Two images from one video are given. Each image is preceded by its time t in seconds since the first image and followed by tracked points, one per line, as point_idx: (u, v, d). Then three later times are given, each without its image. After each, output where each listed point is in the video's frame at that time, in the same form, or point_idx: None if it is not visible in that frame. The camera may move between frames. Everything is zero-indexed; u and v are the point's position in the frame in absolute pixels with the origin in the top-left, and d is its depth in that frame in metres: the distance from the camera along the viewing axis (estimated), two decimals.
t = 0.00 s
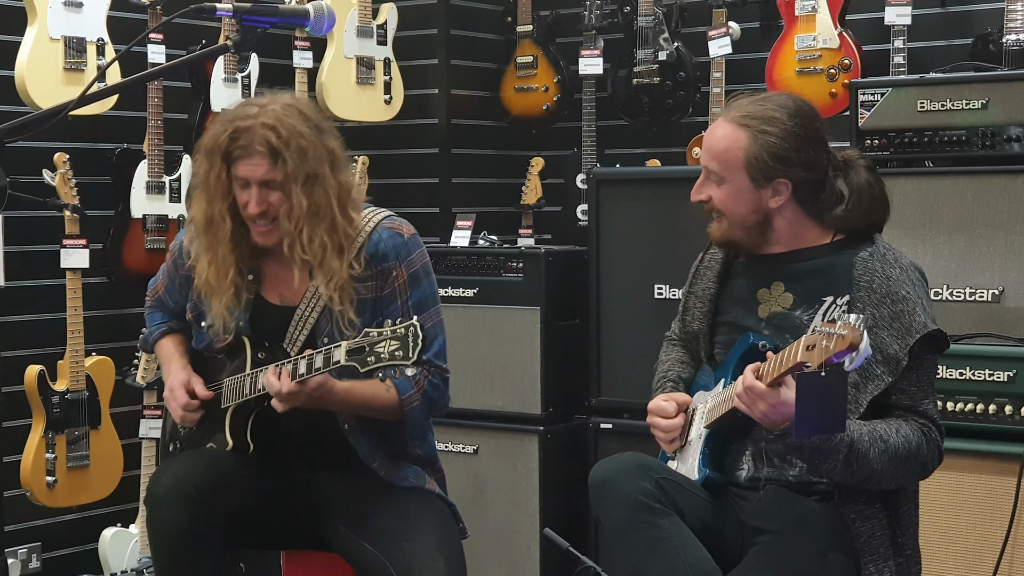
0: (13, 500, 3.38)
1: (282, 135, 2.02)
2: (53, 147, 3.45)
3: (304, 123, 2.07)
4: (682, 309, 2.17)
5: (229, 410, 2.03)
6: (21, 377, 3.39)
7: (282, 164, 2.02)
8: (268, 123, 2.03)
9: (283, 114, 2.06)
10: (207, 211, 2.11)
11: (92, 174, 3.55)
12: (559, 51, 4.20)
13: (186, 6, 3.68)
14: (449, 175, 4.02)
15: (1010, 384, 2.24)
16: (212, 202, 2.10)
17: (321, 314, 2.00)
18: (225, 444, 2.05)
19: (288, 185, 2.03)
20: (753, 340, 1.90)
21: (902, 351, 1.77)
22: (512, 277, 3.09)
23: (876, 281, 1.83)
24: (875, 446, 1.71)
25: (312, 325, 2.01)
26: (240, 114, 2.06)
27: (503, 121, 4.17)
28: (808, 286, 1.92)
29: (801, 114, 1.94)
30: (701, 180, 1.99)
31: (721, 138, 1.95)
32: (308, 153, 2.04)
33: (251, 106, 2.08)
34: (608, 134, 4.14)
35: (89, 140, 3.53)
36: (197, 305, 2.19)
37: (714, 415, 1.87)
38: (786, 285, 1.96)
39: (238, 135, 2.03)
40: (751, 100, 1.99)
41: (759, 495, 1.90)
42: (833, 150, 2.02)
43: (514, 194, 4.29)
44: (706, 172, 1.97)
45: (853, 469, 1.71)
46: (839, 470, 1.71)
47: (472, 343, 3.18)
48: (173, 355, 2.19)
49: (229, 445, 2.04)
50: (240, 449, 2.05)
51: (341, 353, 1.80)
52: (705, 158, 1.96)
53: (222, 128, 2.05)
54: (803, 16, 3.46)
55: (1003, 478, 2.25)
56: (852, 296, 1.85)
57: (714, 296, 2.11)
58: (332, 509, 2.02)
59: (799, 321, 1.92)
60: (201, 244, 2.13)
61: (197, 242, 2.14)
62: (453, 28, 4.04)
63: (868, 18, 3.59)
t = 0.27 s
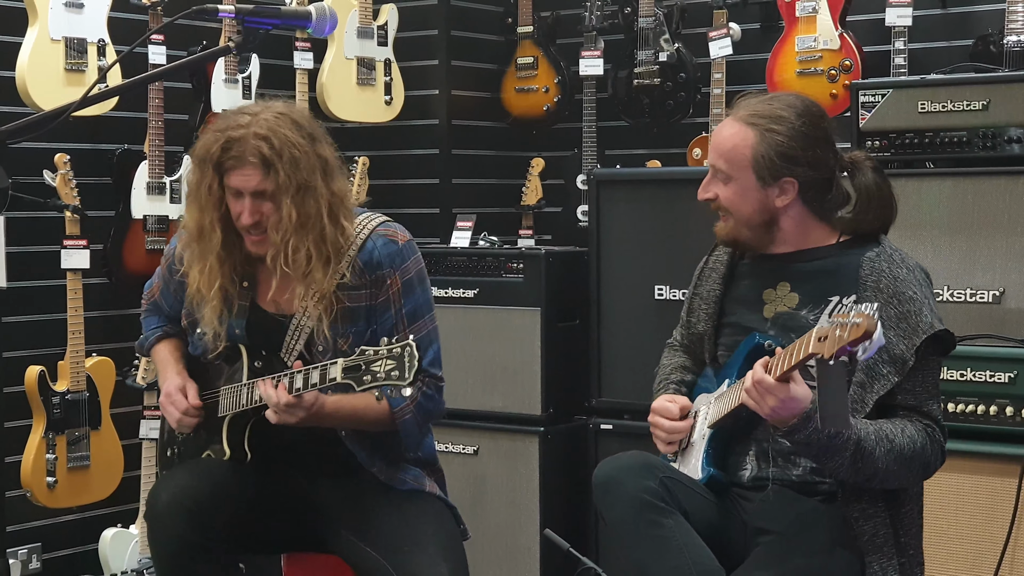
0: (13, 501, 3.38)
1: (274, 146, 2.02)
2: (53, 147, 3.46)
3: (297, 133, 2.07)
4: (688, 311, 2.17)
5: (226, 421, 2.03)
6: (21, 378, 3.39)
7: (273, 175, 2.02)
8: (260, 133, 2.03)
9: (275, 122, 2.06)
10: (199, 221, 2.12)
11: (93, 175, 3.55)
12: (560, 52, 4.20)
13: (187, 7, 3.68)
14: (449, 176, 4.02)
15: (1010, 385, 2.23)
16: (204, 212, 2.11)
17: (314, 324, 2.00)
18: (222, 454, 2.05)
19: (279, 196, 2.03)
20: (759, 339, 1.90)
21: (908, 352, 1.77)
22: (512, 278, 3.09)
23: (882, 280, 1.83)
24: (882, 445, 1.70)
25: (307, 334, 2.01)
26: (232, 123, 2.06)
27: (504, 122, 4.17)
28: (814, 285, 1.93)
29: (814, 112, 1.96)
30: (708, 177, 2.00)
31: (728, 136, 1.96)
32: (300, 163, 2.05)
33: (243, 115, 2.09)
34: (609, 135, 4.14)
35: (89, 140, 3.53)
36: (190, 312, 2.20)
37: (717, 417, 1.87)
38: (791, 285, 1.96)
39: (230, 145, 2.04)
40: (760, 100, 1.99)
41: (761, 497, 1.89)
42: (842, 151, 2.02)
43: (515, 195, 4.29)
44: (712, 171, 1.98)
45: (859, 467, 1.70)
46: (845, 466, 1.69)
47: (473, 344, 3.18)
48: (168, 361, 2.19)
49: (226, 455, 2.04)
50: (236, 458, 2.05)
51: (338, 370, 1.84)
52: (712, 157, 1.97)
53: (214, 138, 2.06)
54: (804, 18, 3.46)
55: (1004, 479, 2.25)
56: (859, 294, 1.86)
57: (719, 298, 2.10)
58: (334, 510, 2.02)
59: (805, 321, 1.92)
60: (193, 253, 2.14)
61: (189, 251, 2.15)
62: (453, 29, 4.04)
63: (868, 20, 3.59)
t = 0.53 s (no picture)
0: (13, 501, 3.38)
1: (268, 154, 2.02)
2: (54, 148, 3.45)
3: (289, 140, 2.07)
4: (687, 314, 2.16)
5: (223, 425, 2.02)
6: (22, 379, 3.39)
7: (269, 184, 2.02)
8: (253, 142, 2.02)
9: (267, 130, 2.05)
10: (192, 230, 2.12)
11: (94, 175, 3.55)
12: (561, 53, 4.20)
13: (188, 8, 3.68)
14: (450, 177, 4.01)
15: (1011, 386, 2.23)
16: (199, 222, 2.11)
17: (311, 333, 2.00)
18: (221, 460, 2.04)
19: (275, 205, 2.03)
20: (764, 340, 1.89)
21: (911, 350, 1.76)
22: (513, 278, 3.09)
23: (883, 280, 1.83)
24: (890, 443, 1.70)
25: (304, 342, 2.00)
26: (224, 133, 2.06)
27: (504, 123, 4.17)
28: (815, 285, 1.92)
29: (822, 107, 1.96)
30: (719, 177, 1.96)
31: (749, 138, 1.92)
32: (295, 171, 2.04)
33: (232, 123, 2.08)
34: (610, 136, 4.14)
35: (90, 141, 3.53)
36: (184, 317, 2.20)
37: (721, 417, 1.87)
38: (791, 286, 1.96)
39: (223, 155, 2.03)
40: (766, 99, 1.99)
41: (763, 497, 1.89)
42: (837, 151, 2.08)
43: (515, 195, 4.29)
44: (729, 172, 1.94)
45: (868, 467, 1.70)
46: (854, 466, 1.69)
47: (473, 345, 3.17)
48: (162, 365, 2.18)
49: (225, 459, 2.04)
50: (236, 464, 2.04)
51: (335, 378, 1.84)
52: (731, 158, 1.93)
53: (207, 148, 2.05)
54: (806, 18, 3.45)
55: (1005, 480, 2.25)
56: (859, 294, 1.85)
57: (717, 300, 2.10)
58: (334, 511, 2.01)
59: (803, 321, 1.92)
60: (187, 262, 2.14)
61: (183, 261, 2.15)
62: (454, 29, 4.04)
63: (870, 20, 3.59)
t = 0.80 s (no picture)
0: (12, 503, 3.38)
1: (272, 177, 1.99)
2: (53, 149, 3.45)
3: (288, 159, 2.04)
4: (685, 315, 2.15)
5: (227, 426, 2.02)
6: (21, 380, 3.39)
7: (274, 208, 2.01)
8: (254, 165, 1.99)
9: (263, 151, 2.02)
10: (194, 252, 2.10)
11: (93, 176, 3.55)
12: (560, 54, 4.20)
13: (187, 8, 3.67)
14: (449, 178, 4.01)
15: (1012, 387, 2.23)
16: (200, 243, 2.09)
17: (315, 346, 1.99)
18: (224, 463, 2.04)
19: (281, 227, 2.02)
20: (757, 340, 1.90)
21: (907, 350, 1.75)
22: (512, 279, 3.09)
23: (881, 279, 1.83)
24: (882, 446, 1.70)
25: (304, 346, 1.99)
26: (222, 156, 2.02)
27: (503, 123, 4.17)
28: (814, 286, 1.92)
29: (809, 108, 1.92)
30: (763, 172, 1.89)
31: (795, 127, 1.88)
32: (297, 188, 2.03)
33: (226, 146, 2.05)
34: (609, 137, 4.14)
35: (89, 141, 3.53)
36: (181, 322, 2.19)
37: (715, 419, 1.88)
38: (790, 286, 1.96)
39: (225, 181, 1.99)
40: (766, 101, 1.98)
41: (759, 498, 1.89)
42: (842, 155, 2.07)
43: (515, 196, 4.29)
44: (783, 162, 1.87)
45: (860, 469, 1.70)
46: (846, 469, 1.69)
47: (473, 346, 3.17)
48: (159, 369, 2.19)
49: (229, 461, 2.03)
50: (239, 466, 2.04)
51: (342, 379, 1.84)
52: (786, 148, 1.86)
53: (207, 173, 2.02)
54: (805, 19, 3.45)
55: (1004, 482, 2.25)
56: (858, 293, 1.85)
57: (717, 301, 2.09)
58: (334, 513, 2.01)
59: (802, 322, 1.92)
60: (190, 288, 2.11)
61: (184, 286, 2.12)
62: (453, 30, 4.04)
63: (869, 21, 3.59)
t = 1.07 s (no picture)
0: (11, 503, 3.37)
1: (275, 176, 1.99)
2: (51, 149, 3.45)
3: (289, 157, 2.03)
4: (682, 313, 2.16)
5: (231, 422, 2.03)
6: (19, 381, 3.38)
7: (277, 207, 2.00)
8: (256, 164, 1.99)
9: (264, 149, 2.02)
10: (199, 252, 2.09)
11: (91, 176, 3.54)
12: (559, 54, 4.20)
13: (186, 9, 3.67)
14: (448, 178, 4.01)
15: (1011, 388, 2.23)
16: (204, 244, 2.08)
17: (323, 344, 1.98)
18: (228, 460, 2.05)
19: (285, 225, 2.01)
20: (756, 340, 1.90)
21: (907, 351, 1.76)
22: (511, 279, 3.09)
23: (881, 279, 1.83)
24: (884, 447, 1.70)
25: (312, 339, 1.98)
26: (225, 155, 2.01)
27: (502, 123, 4.17)
28: (814, 285, 1.92)
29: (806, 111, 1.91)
30: (766, 173, 1.89)
31: (801, 129, 1.88)
32: (299, 186, 2.02)
33: (227, 146, 2.04)
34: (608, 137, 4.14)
35: (88, 142, 3.52)
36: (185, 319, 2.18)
37: (715, 419, 1.88)
38: (789, 286, 1.96)
39: (229, 181, 1.99)
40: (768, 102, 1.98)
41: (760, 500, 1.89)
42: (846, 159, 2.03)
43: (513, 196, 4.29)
44: (788, 164, 1.87)
45: (861, 470, 1.70)
46: (847, 470, 1.70)
47: (472, 346, 3.17)
48: (161, 370, 2.19)
49: (232, 459, 2.04)
50: (242, 464, 2.04)
51: (353, 376, 1.83)
52: (790, 149, 1.87)
53: (210, 175, 2.01)
54: (804, 19, 3.45)
55: (1004, 482, 2.25)
56: (857, 294, 1.85)
57: (715, 299, 2.09)
58: (334, 514, 2.00)
59: (801, 321, 1.92)
60: (197, 288, 2.10)
61: (190, 285, 2.11)
62: (452, 31, 4.03)
63: (868, 21, 3.59)
